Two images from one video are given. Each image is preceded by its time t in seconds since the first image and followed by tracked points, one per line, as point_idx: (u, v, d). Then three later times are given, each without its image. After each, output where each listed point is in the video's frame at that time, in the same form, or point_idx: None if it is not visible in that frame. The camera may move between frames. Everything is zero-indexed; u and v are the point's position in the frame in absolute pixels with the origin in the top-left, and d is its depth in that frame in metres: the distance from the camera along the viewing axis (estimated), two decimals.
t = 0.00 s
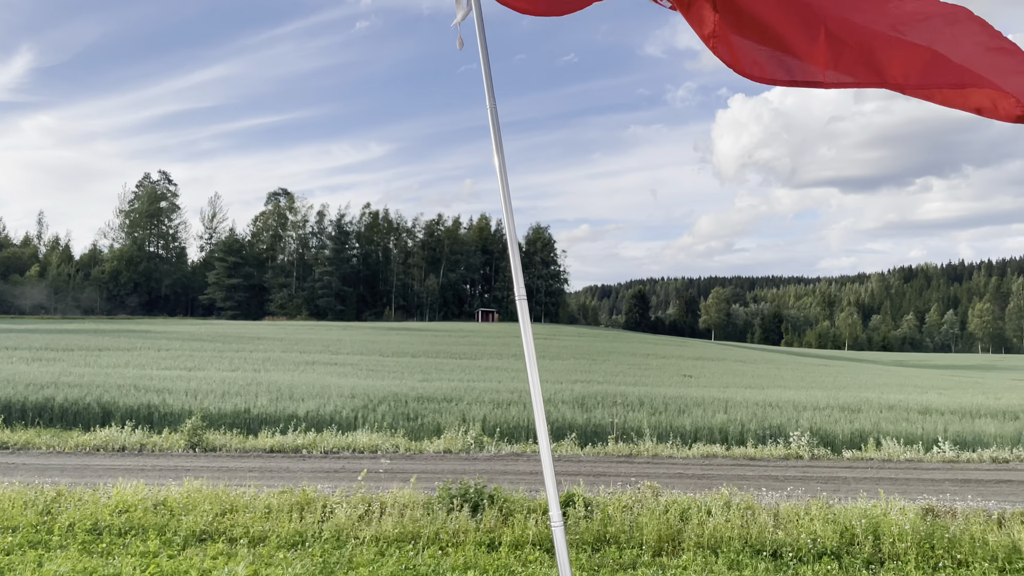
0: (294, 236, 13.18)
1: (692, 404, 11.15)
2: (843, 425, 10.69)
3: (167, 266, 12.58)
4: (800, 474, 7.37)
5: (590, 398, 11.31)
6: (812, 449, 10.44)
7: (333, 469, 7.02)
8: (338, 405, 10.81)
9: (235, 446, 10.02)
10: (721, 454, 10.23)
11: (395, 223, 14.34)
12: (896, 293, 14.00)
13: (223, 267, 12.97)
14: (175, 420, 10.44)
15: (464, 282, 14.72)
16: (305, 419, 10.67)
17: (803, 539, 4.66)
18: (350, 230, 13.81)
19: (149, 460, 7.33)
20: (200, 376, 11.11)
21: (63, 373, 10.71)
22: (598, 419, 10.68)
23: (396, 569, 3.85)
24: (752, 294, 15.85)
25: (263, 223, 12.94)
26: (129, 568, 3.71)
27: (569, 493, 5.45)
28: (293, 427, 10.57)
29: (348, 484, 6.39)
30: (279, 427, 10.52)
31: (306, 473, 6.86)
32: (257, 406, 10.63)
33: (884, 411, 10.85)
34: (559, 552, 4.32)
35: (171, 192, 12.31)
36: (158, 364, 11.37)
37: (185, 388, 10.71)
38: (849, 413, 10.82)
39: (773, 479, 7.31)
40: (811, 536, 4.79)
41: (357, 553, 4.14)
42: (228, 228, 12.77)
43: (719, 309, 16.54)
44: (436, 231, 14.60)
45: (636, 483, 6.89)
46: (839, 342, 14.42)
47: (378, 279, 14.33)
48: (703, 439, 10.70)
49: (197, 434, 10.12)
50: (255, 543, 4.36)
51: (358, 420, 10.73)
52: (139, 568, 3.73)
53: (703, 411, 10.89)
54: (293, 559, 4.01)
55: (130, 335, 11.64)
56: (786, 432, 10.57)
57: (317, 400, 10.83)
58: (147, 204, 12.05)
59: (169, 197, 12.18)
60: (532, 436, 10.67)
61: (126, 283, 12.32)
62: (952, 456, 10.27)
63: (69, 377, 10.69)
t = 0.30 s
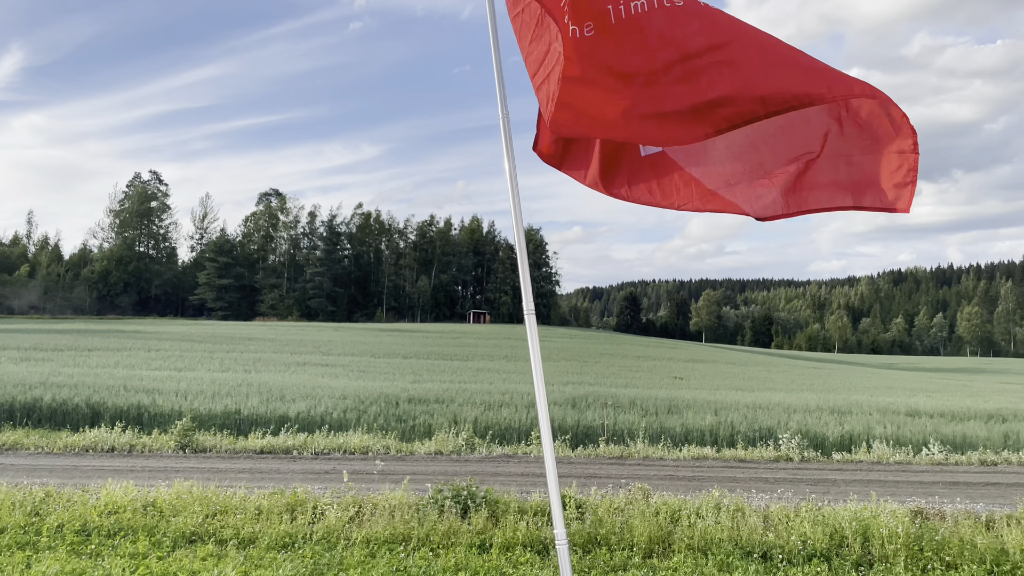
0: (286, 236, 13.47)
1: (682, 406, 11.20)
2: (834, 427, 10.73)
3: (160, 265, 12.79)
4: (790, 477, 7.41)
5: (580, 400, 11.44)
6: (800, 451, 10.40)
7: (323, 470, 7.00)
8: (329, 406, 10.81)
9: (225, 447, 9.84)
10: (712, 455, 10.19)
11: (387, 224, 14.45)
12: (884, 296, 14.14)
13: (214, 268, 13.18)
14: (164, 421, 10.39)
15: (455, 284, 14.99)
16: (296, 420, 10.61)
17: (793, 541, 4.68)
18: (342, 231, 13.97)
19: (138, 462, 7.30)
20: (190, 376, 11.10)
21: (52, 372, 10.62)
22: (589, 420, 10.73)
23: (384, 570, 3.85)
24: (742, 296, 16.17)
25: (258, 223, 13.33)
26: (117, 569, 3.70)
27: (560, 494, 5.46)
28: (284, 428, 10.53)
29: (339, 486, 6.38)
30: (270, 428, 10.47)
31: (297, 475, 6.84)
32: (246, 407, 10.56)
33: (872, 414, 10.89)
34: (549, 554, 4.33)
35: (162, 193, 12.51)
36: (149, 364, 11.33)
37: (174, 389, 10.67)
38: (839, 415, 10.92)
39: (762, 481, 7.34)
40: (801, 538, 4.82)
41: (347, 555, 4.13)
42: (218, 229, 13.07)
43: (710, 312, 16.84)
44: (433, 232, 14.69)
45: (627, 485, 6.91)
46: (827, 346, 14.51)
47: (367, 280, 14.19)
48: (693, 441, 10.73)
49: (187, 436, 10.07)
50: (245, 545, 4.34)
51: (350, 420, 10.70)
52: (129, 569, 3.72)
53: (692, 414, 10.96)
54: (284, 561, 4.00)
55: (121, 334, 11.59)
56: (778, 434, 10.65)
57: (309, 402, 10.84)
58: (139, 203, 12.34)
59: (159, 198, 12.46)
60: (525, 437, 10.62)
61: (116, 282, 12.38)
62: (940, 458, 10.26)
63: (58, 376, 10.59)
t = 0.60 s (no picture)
0: (279, 237, 13.54)
1: (674, 410, 11.33)
2: (826, 432, 10.69)
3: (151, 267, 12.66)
4: (781, 481, 7.45)
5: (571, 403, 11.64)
6: (791, 455, 10.23)
7: (315, 474, 6.99)
8: (321, 409, 10.81)
9: (217, 450, 9.49)
10: (704, 459, 9.87)
11: (380, 227, 14.62)
12: (877, 301, 15.12)
13: (206, 270, 13.04)
14: (155, 423, 10.34)
15: (448, 287, 15.12)
16: (288, 423, 10.54)
17: (784, 545, 4.68)
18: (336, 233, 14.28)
19: (128, 464, 7.28)
20: (182, 378, 11.27)
21: (41, 373, 10.64)
22: (582, 424, 10.72)
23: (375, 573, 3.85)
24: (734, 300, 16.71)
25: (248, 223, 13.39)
26: (108, 570, 3.70)
27: (552, 498, 5.45)
28: (276, 431, 10.44)
29: (331, 489, 6.35)
30: (262, 431, 10.38)
31: (289, 478, 6.82)
32: (239, 409, 10.54)
33: (864, 418, 11.16)
34: (543, 557, 4.34)
35: (152, 194, 12.54)
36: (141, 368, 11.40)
37: (165, 391, 10.72)
38: (832, 419, 11.02)
39: (754, 485, 7.35)
40: (793, 542, 4.82)
41: (338, 558, 4.10)
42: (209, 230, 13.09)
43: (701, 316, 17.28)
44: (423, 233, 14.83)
45: (619, 488, 6.92)
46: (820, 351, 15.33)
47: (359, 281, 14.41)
48: (685, 445, 10.64)
49: (177, 438, 9.72)
50: (235, 548, 4.32)
51: (341, 424, 10.60)
52: (118, 572, 3.70)
53: (685, 418, 10.97)
54: (274, 565, 3.97)
55: (109, 336, 11.71)
56: (769, 438, 10.61)
57: (301, 405, 10.84)
58: (130, 204, 12.42)
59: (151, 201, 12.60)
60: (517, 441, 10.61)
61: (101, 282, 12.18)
62: (931, 462, 10.17)
63: (47, 378, 10.56)
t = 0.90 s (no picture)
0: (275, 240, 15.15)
1: (667, 416, 11.43)
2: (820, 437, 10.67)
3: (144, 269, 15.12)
4: (776, 486, 7.46)
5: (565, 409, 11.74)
6: (783, 459, 9.92)
7: (310, 478, 6.98)
8: (315, 413, 10.79)
9: (209, 454, 9.27)
10: (697, 464, 9.66)
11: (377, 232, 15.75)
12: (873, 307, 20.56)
13: (199, 275, 15.81)
14: (148, 427, 10.18)
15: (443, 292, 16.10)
16: (280, 427, 10.42)
17: (778, 551, 4.70)
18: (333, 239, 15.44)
19: (120, 467, 7.26)
20: (176, 383, 11.51)
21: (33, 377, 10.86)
22: (576, 429, 10.68)
23: None
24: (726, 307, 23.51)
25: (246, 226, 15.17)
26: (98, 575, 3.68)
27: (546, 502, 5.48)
28: (268, 435, 10.28)
29: (324, 494, 6.34)
30: (256, 434, 10.23)
31: (283, 482, 6.81)
32: (232, 414, 10.49)
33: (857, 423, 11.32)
34: (537, 562, 4.33)
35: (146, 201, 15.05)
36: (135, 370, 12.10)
37: (159, 394, 10.91)
38: (824, 426, 11.16)
39: (748, 490, 7.37)
40: (787, 548, 4.83)
41: (331, 563, 4.09)
42: (199, 235, 15.51)
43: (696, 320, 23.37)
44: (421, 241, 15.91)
45: (613, 493, 6.93)
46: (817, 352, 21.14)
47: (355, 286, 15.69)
48: (679, 450, 10.49)
49: (170, 442, 9.42)
50: (228, 553, 4.31)
51: (333, 428, 10.46)
52: None
53: (678, 423, 10.99)
54: (267, 569, 3.96)
55: (106, 341, 13.06)
56: (763, 443, 10.56)
57: (294, 409, 10.84)
58: (123, 208, 15.05)
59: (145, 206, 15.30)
60: (512, 444, 10.48)
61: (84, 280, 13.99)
62: (924, 467, 9.79)
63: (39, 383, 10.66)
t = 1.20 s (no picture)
0: (269, 247, 18.07)
1: (662, 422, 11.48)
2: (814, 444, 10.66)
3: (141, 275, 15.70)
4: (771, 492, 7.46)
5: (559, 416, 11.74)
6: (778, 466, 9.88)
7: (304, 483, 6.96)
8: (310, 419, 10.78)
9: (202, 459, 9.27)
10: (692, 470, 9.62)
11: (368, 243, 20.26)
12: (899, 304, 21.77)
13: (195, 278, 16.65)
14: (142, 432, 10.19)
15: (434, 297, 22.20)
16: (275, 433, 10.37)
17: (773, 556, 4.69)
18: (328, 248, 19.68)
19: (114, 472, 7.24)
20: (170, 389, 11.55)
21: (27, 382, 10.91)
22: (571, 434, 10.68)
23: None
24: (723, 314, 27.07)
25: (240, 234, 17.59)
26: None
27: (540, 508, 5.49)
28: (264, 440, 10.22)
29: (317, 499, 6.31)
30: (251, 440, 10.18)
31: (276, 488, 6.78)
32: (226, 419, 10.48)
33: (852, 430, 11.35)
34: (531, 567, 4.34)
35: (142, 204, 14.95)
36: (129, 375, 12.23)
37: (154, 399, 10.95)
38: (819, 433, 11.11)
39: (742, 496, 7.38)
40: (781, 554, 4.82)
41: (325, 568, 4.08)
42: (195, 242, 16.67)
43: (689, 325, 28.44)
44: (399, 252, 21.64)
45: (607, 499, 6.91)
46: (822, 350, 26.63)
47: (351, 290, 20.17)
48: (674, 456, 10.49)
49: (163, 448, 9.34)
50: (222, 558, 4.29)
51: (328, 433, 10.46)
52: None
53: (672, 429, 11.04)
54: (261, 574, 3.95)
55: (100, 346, 13.40)
56: (758, 449, 10.52)
57: (289, 414, 10.84)
58: (119, 213, 14.81)
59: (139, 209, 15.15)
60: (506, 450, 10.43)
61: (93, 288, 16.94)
62: (917, 474, 9.81)
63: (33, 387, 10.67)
